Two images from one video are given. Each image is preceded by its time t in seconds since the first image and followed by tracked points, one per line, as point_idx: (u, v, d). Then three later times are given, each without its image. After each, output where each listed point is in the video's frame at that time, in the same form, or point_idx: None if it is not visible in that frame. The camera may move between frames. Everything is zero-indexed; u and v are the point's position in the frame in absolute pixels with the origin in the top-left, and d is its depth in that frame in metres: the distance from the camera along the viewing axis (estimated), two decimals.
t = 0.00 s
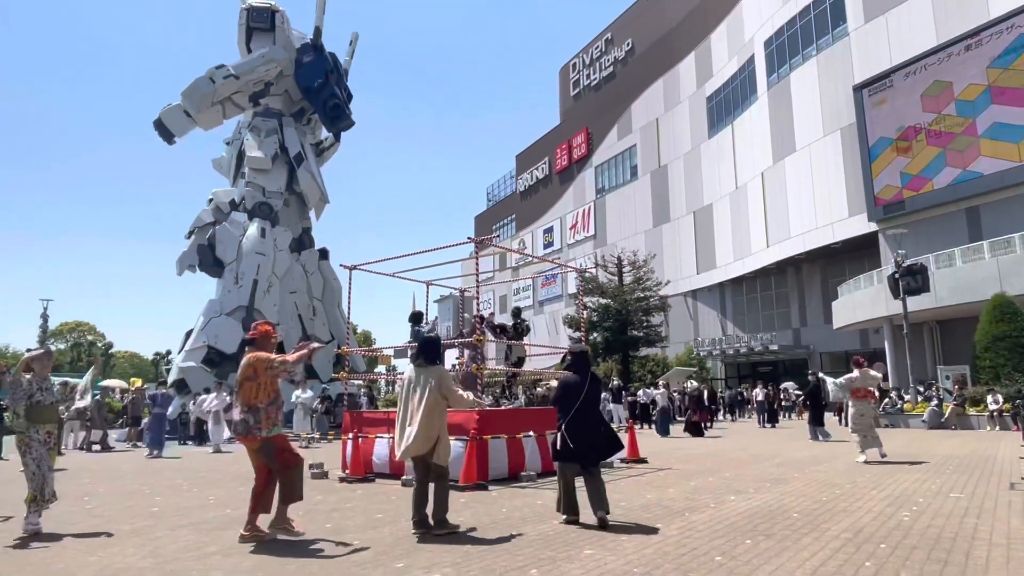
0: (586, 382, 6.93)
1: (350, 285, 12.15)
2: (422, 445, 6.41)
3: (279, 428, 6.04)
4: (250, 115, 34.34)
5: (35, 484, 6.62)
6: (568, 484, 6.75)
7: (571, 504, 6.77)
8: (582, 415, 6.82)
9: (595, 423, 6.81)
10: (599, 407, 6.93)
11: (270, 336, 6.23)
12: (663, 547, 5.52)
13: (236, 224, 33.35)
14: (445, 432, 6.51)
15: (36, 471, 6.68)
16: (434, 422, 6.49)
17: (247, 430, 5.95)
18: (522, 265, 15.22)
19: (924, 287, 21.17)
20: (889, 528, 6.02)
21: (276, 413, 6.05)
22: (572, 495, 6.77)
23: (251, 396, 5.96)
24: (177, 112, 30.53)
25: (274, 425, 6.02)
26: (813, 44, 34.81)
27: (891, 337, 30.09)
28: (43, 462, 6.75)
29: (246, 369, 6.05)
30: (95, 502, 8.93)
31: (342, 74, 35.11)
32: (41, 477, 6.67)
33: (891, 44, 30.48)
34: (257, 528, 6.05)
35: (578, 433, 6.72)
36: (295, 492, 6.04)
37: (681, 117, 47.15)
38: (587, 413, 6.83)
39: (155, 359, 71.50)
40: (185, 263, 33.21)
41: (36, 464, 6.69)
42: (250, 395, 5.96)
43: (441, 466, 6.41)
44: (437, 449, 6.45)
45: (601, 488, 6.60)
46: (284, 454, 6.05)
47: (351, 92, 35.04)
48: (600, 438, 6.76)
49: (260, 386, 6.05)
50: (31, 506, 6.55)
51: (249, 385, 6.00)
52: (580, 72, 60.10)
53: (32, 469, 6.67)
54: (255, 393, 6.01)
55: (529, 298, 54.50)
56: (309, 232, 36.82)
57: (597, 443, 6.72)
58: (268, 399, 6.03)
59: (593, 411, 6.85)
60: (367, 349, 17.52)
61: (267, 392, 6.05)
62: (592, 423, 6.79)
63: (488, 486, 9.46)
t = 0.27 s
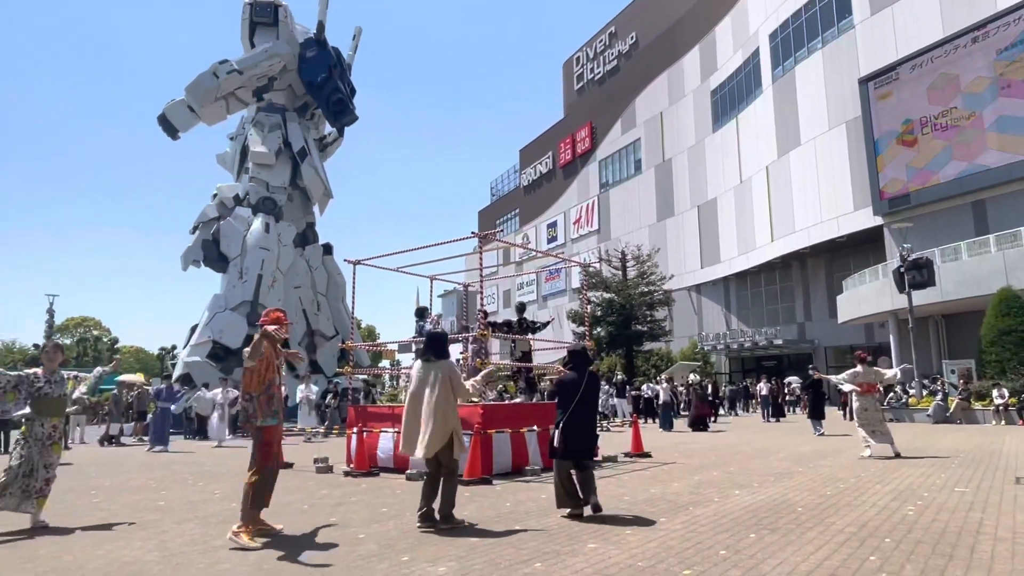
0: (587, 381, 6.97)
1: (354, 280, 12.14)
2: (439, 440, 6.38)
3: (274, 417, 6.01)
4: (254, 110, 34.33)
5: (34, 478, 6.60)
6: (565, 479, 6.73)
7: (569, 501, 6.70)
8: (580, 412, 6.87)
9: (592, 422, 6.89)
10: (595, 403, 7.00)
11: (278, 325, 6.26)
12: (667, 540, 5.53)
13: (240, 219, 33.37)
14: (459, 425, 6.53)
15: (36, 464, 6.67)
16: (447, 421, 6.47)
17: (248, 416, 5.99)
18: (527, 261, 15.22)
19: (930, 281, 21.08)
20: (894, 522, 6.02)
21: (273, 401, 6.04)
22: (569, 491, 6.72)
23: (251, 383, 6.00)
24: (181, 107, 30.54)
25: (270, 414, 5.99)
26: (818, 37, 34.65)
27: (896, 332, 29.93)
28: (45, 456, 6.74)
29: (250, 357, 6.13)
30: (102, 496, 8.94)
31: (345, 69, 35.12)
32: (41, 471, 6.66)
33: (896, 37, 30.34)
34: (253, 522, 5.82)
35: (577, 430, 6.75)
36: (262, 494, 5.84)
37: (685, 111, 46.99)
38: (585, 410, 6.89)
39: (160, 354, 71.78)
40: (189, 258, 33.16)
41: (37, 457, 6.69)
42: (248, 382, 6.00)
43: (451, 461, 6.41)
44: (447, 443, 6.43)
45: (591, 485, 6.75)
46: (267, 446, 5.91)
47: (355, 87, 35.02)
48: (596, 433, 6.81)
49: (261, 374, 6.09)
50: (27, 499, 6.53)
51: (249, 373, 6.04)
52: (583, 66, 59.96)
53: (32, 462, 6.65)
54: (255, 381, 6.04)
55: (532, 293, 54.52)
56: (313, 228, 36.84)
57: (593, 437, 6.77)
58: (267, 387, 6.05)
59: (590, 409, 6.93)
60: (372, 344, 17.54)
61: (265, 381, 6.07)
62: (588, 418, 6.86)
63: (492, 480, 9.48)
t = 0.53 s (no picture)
0: (592, 367, 6.91)
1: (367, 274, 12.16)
2: (454, 435, 6.41)
3: (289, 411, 5.98)
4: (266, 104, 34.46)
5: (57, 473, 6.73)
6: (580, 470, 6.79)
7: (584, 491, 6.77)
8: (589, 401, 6.83)
9: (603, 409, 6.81)
10: (609, 391, 6.92)
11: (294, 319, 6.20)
12: (680, 533, 5.53)
13: (253, 214, 33.45)
14: (475, 418, 6.58)
15: (58, 459, 6.77)
16: (463, 417, 6.49)
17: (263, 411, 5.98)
18: (539, 254, 15.21)
19: (946, 273, 20.84)
20: (910, 516, 5.98)
21: (287, 396, 6.02)
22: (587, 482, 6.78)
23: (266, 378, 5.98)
24: (194, 103, 30.61)
25: (283, 408, 5.97)
26: (832, 26, 34.26)
27: (911, 324, 29.61)
28: (66, 452, 6.84)
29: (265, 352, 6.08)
30: (120, 488, 9.06)
31: (356, 63, 35.16)
32: (64, 467, 6.78)
33: (912, 25, 29.94)
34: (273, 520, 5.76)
35: (585, 420, 6.78)
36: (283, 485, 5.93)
37: (697, 103, 46.65)
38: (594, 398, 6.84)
39: (176, 347, 72.56)
40: (203, 253, 33.29)
41: (59, 453, 6.78)
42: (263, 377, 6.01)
43: (466, 455, 6.44)
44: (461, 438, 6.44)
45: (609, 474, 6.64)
46: (287, 440, 5.92)
47: (366, 81, 35.06)
48: (606, 423, 6.77)
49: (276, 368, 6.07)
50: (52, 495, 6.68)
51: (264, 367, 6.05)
52: (595, 58, 59.67)
53: (55, 458, 6.77)
54: (270, 375, 6.04)
55: (544, 286, 54.53)
56: (325, 222, 36.99)
57: (603, 427, 6.73)
58: (282, 381, 6.05)
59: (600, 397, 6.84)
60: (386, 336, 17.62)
61: (280, 375, 6.05)
62: (599, 407, 6.82)
63: (505, 473, 9.50)
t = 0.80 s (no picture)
0: (607, 370, 6.95)
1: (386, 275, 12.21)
2: (472, 433, 6.46)
3: (321, 415, 6.17)
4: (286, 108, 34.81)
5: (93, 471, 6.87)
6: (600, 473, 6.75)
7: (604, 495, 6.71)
8: (606, 402, 6.85)
9: (621, 410, 6.82)
10: (626, 394, 6.91)
11: (317, 327, 6.37)
12: (700, 536, 5.50)
13: (274, 216, 33.74)
14: (496, 416, 6.64)
15: (92, 458, 6.90)
16: (482, 416, 6.55)
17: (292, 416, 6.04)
18: (557, 255, 15.19)
19: (971, 274, 20.50)
20: (935, 520, 5.90)
21: (319, 399, 6.16)
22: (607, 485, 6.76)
23: (296, 383, 6.07)
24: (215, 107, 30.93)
25: (315, 413, 6.12)
26: (853, 23, 33.87)
27: (935, 326, 29.13)
28: (98, 450, 6.96)
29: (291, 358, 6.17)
30: (144, 487, 9.19)
31: (375, 66, 35.38)
32: (98, 465, 6.91)
33: (935, 22, 29.52)
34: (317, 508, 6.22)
35: (603, 422, 6.77)
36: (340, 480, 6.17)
37: (715, 102, 46.35)
38: (612, 399, 6.85)
39: (197, 348, 73.46)
40: (225, 255, 33.62)
41: (91, 453, 6.91)
42: (295, 381, 6.07)
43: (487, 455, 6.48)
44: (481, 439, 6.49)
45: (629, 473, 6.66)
46: (324, 440, 6.13)
47: (384, 84, 35.34)
48: (623, 425, 6.75)
49: (305, 373, 6.17)
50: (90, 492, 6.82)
51: (294, 372, 6.10)
52: (612, 59, 59.51)
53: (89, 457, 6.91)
54: (301, 379, 6.13)
55: (561, 287, 54.49)
56: (344, 224, 37.25)
57: (621, 429, 6.72)
58: (312, 386, 6.17)
59: (618, 399, 6.85)
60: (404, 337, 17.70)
61: (312, 379, 6.19)
62: (616, 410, 6.81)
63: (524, 475, 9.51)
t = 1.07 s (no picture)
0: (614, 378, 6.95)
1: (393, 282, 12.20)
2: (478, 440, 6.50)
3: (327, 420, 6.13)
4: (294, 115, 35.01)
5: (92, 474, 6.83)
6: (607, 483, 6.69)
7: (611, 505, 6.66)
8: (613, 411, 6.82)
9: (630, 419, 6.79)
10: (630, 404, 6.85)
11: (326, 332, 6.43)
12: (705, 547, 5.46)
13: (281, 223, 33.78)
14: (499, 424, 6.65)
15: (90, 461, 6.86)
16: (488, 423, 6.58)
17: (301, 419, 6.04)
18: (563, 263, 15.17)
19: (980, 285, 20.34)
20: (943, 534, 5.83)
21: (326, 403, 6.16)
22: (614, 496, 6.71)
23: (305, 387, 6.09)
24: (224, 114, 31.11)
25: (323, 416, 6.10)
26: (862, 33, 33.86)
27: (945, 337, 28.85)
28: (97, 453, 6.92)
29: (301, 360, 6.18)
30: (150, 492, 9.20)
31: (383, 74, 35.58)
32: (97, 468, 6.86)
33: (943, 32, 29.50)
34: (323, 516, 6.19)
35: (610, 432, 6.74)
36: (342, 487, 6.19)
37: (723, 112, 46.37)
38: (621, 408, 6.80)
39: (204, 354, 73.65)
40: (232, 261, 33.61)
41: (89, 455, 6.87)
42: (305, 384, 6.10)
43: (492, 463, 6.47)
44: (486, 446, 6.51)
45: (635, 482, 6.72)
46: (331, 446, 6.10)
47: (392, 92, 35.55)
48: (631, 435, 6.73)
49: (314, 375, 6.19)
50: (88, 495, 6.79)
51: (304, 376, 6.14)
52: (620, 68, 59.64)
53: (88, 461, 6.86)
54: (310, 383, 6.15)
55: (567, 295, 54.47)
56: (351, 231, 37.36)
57: (626, 439, 6.70)
58: (321, 390, 6.17)
59: (626, 407, 6.81)
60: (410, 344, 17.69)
61: (321, 383, 6.19)
62: (621, 420, 6.78)
63: (529, 483, 9.48)
